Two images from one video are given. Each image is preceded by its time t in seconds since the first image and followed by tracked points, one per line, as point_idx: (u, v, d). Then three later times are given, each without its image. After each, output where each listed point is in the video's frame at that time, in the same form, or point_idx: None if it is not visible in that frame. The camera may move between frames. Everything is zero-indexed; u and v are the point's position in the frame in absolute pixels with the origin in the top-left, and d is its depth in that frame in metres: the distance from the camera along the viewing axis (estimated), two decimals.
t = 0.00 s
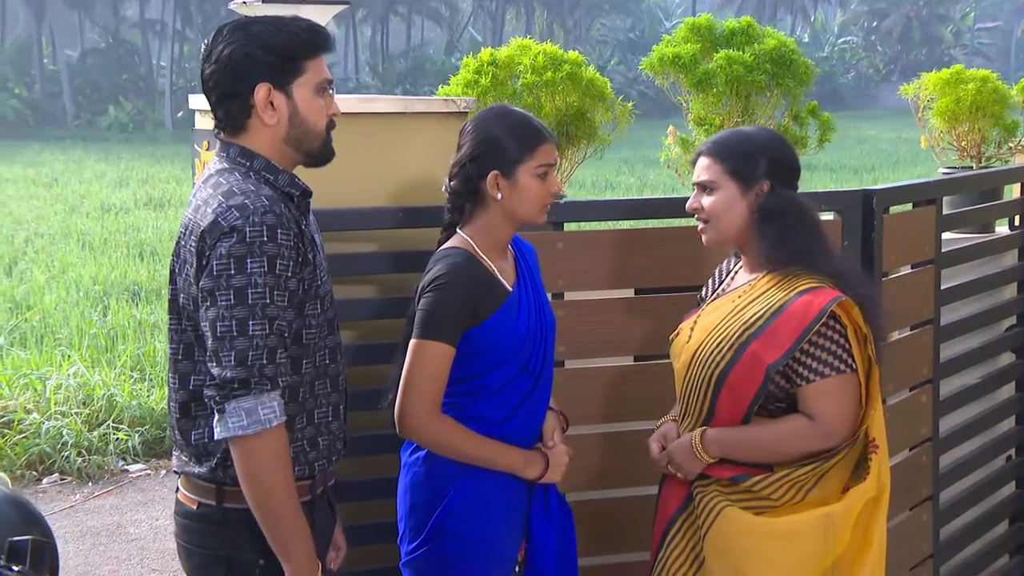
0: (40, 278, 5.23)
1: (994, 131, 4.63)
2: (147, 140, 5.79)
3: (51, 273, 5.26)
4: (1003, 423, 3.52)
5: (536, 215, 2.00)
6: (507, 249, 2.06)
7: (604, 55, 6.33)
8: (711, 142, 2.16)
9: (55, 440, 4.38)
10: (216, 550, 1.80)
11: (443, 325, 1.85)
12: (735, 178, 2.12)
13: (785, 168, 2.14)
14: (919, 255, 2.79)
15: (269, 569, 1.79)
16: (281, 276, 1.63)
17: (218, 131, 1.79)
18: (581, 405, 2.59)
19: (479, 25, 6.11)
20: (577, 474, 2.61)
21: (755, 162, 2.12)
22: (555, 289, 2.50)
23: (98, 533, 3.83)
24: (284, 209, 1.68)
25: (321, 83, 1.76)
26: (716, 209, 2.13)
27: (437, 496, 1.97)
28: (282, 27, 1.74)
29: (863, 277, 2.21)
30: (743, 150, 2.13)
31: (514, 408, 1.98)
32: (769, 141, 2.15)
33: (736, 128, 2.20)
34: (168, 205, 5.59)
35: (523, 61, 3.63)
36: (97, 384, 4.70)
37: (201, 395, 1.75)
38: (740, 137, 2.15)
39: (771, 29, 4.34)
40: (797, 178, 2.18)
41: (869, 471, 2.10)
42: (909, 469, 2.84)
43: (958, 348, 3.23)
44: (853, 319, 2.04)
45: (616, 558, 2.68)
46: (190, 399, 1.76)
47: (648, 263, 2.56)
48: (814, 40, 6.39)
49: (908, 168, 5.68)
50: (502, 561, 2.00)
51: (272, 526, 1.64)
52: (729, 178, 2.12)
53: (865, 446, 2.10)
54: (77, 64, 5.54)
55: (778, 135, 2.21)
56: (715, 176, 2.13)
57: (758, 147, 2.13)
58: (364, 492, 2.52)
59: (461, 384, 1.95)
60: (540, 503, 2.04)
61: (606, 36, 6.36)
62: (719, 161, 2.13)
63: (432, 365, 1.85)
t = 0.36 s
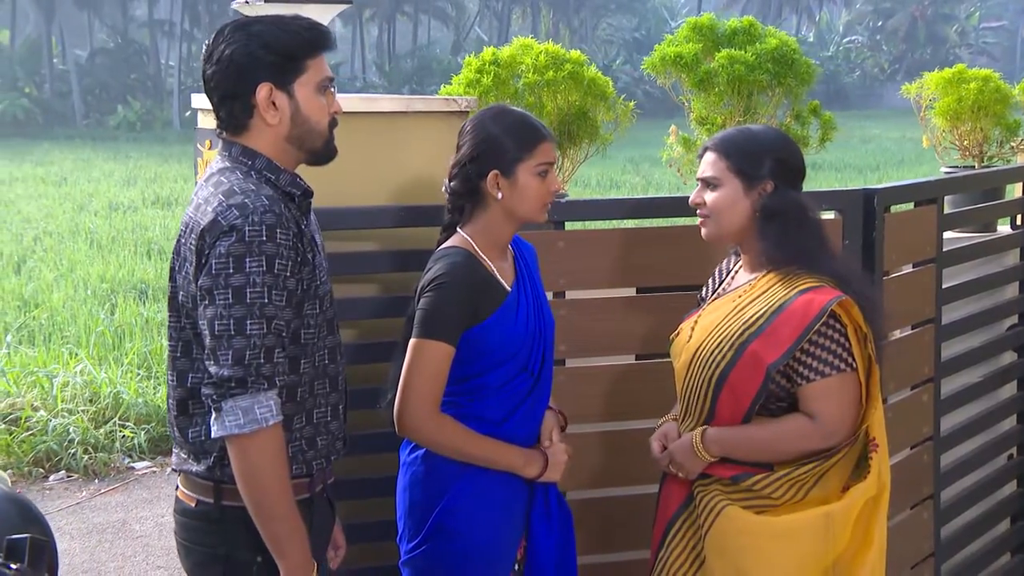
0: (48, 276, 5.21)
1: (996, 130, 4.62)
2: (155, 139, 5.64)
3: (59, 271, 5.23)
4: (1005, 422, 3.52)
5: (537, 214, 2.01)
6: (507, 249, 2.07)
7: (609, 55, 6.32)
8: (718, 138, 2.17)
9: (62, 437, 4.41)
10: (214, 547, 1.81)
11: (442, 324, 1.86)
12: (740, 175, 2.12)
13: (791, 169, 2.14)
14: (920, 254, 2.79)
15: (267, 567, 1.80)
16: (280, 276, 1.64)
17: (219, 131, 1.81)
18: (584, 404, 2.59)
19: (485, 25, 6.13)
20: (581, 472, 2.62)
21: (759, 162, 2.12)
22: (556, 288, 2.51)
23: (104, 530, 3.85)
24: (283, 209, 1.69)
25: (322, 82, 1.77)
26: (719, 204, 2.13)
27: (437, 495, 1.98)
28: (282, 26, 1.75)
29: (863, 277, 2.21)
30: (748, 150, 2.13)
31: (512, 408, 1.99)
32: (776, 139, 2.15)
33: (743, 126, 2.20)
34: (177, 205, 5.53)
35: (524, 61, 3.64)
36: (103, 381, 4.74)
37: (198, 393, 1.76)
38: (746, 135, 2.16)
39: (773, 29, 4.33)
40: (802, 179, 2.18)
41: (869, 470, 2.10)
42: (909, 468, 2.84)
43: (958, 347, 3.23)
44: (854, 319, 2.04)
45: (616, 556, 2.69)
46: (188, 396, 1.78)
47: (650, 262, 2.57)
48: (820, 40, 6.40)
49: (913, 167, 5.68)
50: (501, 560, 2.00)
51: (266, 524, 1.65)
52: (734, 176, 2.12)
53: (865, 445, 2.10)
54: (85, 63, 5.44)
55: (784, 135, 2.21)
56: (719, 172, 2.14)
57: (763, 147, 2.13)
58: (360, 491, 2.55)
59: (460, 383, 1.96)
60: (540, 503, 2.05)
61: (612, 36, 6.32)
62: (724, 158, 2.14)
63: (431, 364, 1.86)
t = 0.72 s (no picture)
0: (54, 275, 5.22)
1: (999, 129, 4.61)
2: (161, 139, 5.54)
3: (66, 269, 5.25)
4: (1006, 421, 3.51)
5: (536, 215, 2.01)
6: (506, 249, 2.07)
7: (614, 54, 6.30)
8: (721, 137, 2.17)
9: (66, 435, 4.43)
10: (211, 545, 1.81)
11: (441, 324, 1.86)
12: (743, 174, 2.12)
13: (792, 169, 2.14)
14: (922, 253, 2.78)
15: (263, 564, 1.81)
16: (276, 274, 1.64)
17: (215, 129, 1.81)
18: (585, 403, 2.60)
19: (490, 24, 6.08)
20: (585, 471, 2.62)
21: (762, 161, 2.12)
22: (556, 287, 2.51)
23: (108, 528, 3.86)
24: (279, 208, 1.69)
25: (317, 80, 1.78)
26: (721, 202, 2.13)
27: (436, 495, 1.99)
28: (277, 25, 1.76)
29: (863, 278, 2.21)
30: (750, 149, 2.13)
31: (511, 409, 2.00)
32: (780, 139, 2.15)
33: (747, 125, 2.20)
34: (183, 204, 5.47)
35: (525, 60, 3.64)
36: (107, 379, 4.77)
37: (195, 390, 1.77)
38: (750, 134, 2.15)
39: (775, 28, 4.32)
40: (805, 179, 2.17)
41: (869, 470, 2.10)
42: (909, 467, 2.83)
43: (959, 347, 3.23)
44: (853, 319, 2.04)
45: (617, 554, 2.69)
46: (184, 394, 1.79)
47: (650, 261, 2.57)
48: (825, 39, 6.35)
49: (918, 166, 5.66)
50: (500, 558, 2.01)
51: (262, 521, 1.66)
52: (736, 175, 2.12)
53: (866, 445, 2.10)
54: (92, 62, 5.34)
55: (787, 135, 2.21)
56: (721, 171, 2.13)
57: (765, 146, 2.13)
58: (358, 489, 2.63)
59: (459, 383, 1.96)
60: (539, 503, 2.07)
61: (617, 35, 6.33)
62: (728, 156, 2.13)
63: (429, 364, 1.86)
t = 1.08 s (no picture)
0: (60, 275, 5.22)
1: (1000, 129, 4.60)
2: (167, 139, 5.57)
3: (71, 269, 5.25)
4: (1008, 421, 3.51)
5: (536, 216, 2.01)
6: (505, 248, 2.08)
7: (619, 54, 6.30)
8: (723, 137, 2.17)
9: (71, 434, 4.45)
10: (212, 543, 1.82)
11: (441, 324, 1.87)
12: (744, 174, 2.12)
13: (794, 171, 2.14)
14: (923, 253, 2.78)
15: (265, 562, 1.82)
16: (275, 271, 1.65)
17: (209, 129, 1.82)
18: (587, 403, 2.60)
19: (495, 25, 6.07)
20: (588, 471, 2.62)
21: (764, 162, 2.12)
22: (557, 287, 2.51)
23: (112, 527, 3.87)
24: (277, 205, 1.70)
25: (310, 79, 1.78)
26: (722, 203, 2.13)
27: (435, 497, 2.00)
28: (271, 24, 1.76)
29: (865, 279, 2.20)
30: (754, 149, 2.12)
31: (510, 408, 2.01)
32: (783, 140, 2.15)
33: (749, 125, 2.20)
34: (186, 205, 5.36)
35: (527, 61, 3.64)
36: (112, 378, 4.77)
37: (196, 389, 1.78)
38: (754, 134, 2.15)
39: (776, 28, 4.32)
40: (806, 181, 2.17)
41: (869, 470, 2.10)
42: (911, 467, 2.83)
43: (960, 347, 3.24)
44: (851, 319, 2.04)
45: (618, 553, 2.69)
46: (186, 394, 1.79)
47: (651, 261, 2.57)
48: (829, 40, 6.39)
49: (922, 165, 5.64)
50: (500, 557, 2.02)
51: (266, 518, 1.66)
52: (739, 175, 2.12)
53: (866, 445, 2.10)
54: (99, 62, 5.39)
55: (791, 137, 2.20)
56: (724, 171, 2.13)
57: (768, 147, 2.12)
58: (359, 489, 2.65)
59: (458, 384, 1.97)
60: (534, 503, 2.07)
61: (622, 35, 6.33)
62: (730, 156, 2.13)
63: (429, 363, 1.86)
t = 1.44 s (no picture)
0: (66, 274, 5.22)
1: (1003, 129, 4.59)
2: (173, 139, 5.52)
3: (77, 268, 5.26)
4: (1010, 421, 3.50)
5: (538, 215, 2.01)
6: (508, 247, 2.08)
7: (624, 54, 6.28)
8: (726, 136, 2.17)
9: (75, 433, 4.48)
10: (216, 543, 1.82)
11: (441, 323, 1.87)
12: (746, 173, 2.12)
13: (797, 171, 2.13)
14: (926, 253, 2.78)
15: (275, 560, 1.83)
16: (282, 267, 1.65)
17: (208, 127, 1.82)
18: (587, 403, 2.60)
19: (500, 24, 6.07)
20: (587, 471, 2.62)
21: (767, 162, 2.11)
22: (558, 286, 2.51)
23: (116, 526, 3.88)
24: (281, 201, 1.70)
25: (310, 81, 1.79)
26: (724, 202, 2.13)
27: (436, 497, 2.00)
28: (273, 24, 1.76)
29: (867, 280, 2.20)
30: (758, 149, 2.12)
31: (510, 407, 2.02)
32: (787, 141, 2.14)
33: (754, 124, 2.19)
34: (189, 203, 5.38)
35: (528, 60, 3.65)
36: (117, 377, 4.79)
37: (203, 388, 1.78)
38: (757, 134, 2.15)
39: (778, 28, 4.31)
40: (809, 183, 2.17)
41: (869, 470, 2.10)
42: (914, 467, 2.83)
43: (962, 346, 3.22)
44: (849, 318, 2.03)
45: (618, 553, 2.70)
46: (192, 393, 1.79)
47: (653, 261, 2.57)
48: (833, 40, 6.35)
49: (926, 165, 5.60)
50: (500, 557, 2.02)
51: (279, 515, 1.66)
52: (741, 174, 2.12)
53: (866, 445, 2.09)
54: (105, 62, 5.28)
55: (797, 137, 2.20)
56: (726, 170, 2.13)
57: (772, 147, 2.12)
58: (361, 488, 2.65)
59: (460, 383, 1.98)
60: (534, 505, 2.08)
61: (627, 35, 6.30)
62: (732, 156, 2.13)
63: (430, 361, 1.87)
